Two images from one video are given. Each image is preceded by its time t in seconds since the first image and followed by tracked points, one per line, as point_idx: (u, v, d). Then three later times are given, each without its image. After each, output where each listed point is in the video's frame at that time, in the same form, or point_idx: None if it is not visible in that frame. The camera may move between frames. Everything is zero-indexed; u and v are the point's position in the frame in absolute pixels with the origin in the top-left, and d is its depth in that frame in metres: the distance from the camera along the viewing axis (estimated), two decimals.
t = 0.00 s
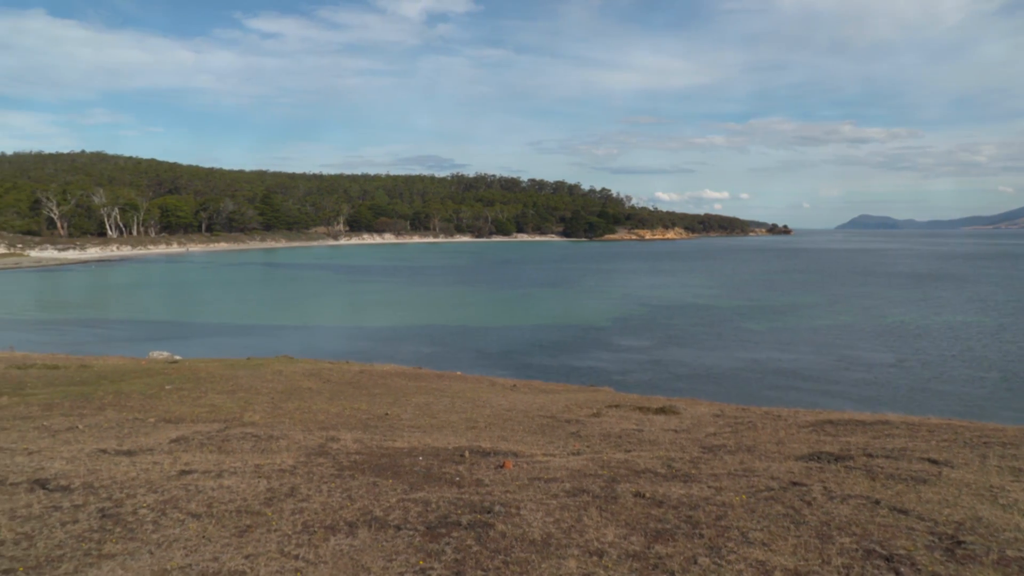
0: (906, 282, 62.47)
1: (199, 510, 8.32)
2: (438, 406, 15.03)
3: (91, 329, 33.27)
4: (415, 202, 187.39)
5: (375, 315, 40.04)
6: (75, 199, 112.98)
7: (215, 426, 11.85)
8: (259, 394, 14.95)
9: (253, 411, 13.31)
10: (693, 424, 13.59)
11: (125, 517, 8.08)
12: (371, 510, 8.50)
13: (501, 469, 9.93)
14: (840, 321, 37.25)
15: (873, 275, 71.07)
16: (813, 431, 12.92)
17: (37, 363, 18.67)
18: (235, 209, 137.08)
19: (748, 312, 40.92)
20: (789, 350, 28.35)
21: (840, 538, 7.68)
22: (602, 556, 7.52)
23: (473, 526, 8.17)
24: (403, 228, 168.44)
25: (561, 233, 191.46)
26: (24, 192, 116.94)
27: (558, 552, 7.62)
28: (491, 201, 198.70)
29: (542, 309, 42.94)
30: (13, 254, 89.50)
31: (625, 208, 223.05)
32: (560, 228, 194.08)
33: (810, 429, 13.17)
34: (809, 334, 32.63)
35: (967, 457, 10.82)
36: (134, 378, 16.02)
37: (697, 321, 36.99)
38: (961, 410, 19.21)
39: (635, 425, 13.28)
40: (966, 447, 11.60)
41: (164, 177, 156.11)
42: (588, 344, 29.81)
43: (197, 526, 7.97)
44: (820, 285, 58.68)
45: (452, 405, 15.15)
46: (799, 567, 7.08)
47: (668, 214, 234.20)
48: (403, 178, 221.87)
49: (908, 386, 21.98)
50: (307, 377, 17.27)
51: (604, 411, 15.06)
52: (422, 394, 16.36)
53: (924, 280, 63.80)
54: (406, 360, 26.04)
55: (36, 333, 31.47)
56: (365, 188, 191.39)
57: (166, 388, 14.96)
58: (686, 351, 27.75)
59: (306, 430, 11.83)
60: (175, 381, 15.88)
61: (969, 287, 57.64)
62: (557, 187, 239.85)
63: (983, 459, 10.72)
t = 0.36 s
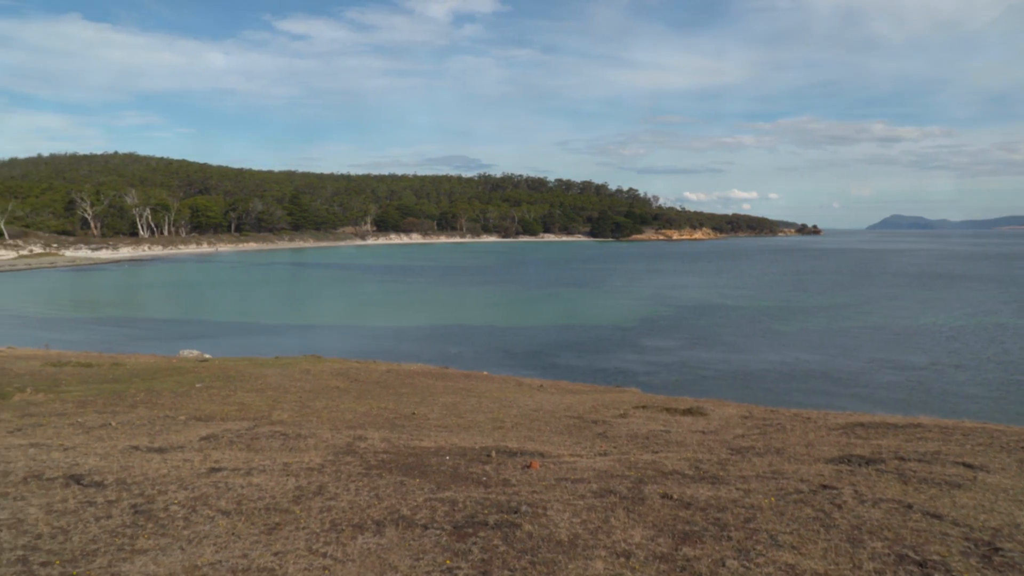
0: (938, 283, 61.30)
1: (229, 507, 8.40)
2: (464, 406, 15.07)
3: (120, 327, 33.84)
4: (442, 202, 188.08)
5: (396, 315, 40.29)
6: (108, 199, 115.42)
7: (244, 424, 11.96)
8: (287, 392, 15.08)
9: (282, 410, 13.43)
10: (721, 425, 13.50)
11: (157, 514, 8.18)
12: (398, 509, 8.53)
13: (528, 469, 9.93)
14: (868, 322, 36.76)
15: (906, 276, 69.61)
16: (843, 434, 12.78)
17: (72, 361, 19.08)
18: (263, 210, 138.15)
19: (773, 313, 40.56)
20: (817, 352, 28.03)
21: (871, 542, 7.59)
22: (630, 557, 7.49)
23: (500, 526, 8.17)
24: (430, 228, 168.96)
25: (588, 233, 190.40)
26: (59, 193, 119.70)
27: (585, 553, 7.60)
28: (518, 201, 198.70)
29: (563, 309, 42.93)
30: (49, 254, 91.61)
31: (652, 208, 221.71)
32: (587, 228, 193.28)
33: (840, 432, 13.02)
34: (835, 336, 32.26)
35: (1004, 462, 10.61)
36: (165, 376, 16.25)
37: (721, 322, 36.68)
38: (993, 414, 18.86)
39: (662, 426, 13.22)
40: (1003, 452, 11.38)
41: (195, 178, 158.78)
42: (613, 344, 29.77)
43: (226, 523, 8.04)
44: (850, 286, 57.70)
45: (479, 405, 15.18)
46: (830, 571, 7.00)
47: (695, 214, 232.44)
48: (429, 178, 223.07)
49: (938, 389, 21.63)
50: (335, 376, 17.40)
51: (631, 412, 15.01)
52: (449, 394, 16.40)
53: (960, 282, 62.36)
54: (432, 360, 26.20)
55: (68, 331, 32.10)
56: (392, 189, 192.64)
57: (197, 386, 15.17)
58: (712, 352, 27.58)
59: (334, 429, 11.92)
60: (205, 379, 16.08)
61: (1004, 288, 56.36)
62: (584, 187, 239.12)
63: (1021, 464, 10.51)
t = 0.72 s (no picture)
0: (972, 284, 60.05)
1: (257, 505, 8.48)
2: (491, 405, 15.10)
3: (149, 326, 34.35)
4: (469, 202, 188.64)
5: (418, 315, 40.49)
6: (140, 200, 117.67)
7: (273, 423, 12.07)
8: (314, 391, 15.23)
9: (310, 408, 13.55)
10: (749, 427, 13.40)
11: (187, 510, 8.27)
12: (425, 509, 8.55)
13: (555, 470, 9.92)
14: (896, 324, 36.20)
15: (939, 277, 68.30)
16: (874, 437, 12.62)
17: (106, 358, 19.48)
18: (292, 210, 140.72)
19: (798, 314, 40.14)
20: (845, 353, 27.69)
21: (904, 547, 7.48)
22: (657, 559, 7.46)
23: (526, 526, 8.17)
24: (457, 228, 169.39)
25: (615, 233, 189.76)
26: (92, 193, 122.32)
27: (612, 554, 7.58)
28: (544, 202, 198.61)
29: (585, 309, 42.87)
30: (82, 253, 93.54)
31: (679, 208, 220.26)
32: (614, 228, 192.46)
33: (870, 435, 12.86)
34: (861, 337, 31.84)
35: None
36: (195, 374, 16.50)
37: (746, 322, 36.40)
38: None
39: (690, 427, 13.15)
40: None
41: (224, 179, 161.17)
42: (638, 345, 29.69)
43: (255, 521, 8.11)
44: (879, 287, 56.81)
45: (505, 405, 15.20)
46: None
47: (722, 214, 230.54)
48: (456, 178, 224.09)
49: (970, 392, 21.25)
50: (361, 376, 17.51)
51: (658, 413, 14.95)
52: (475, 394, 16.44)
53: (994, 283, 61.05)
54: (458, 359, 26.36)
55: (99, 330, 32.66)
56: (419, 189, 193.60)
57: (225, 385, 15.37)
58: (738, 353, 27.39)
59: (361, 428, 12.00)
60: (233, 377, 16.28)
61: None
62: (611, 187, 238.33)
63: None
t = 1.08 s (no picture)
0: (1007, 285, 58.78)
1: (286, 502, 8.55)
2: (517, 406, 15.11)
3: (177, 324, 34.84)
4: (496, 202, 188.85)
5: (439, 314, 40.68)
6: (170, 201, 119.70)
7: (300, 421, 12.18)
8: (342, 390, 15.35)
9: (338, 407, 13.65)
10: (778, 429, 13.28)
11: (217, 507, 8.36)
12: (452, 508, 8.58)
13: (581, 470, 9.91)
14: (926, 326, 35.60)
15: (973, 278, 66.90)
16: (908, 441, 12.43)
17: (138, 357, 19.85)
18: (319, 210, 142.25)
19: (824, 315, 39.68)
20: (875, 355, 27.30)
21: (938, 553, 7.35)
22: (684, 561, 7.42)
23: (553, 527, 8.17)
24: (483, 228, 169.59)
25: (642, 233, 188.79)
26: (124, 193, 124.69)
27: (639, 555, 7.54)
28: (571, 201, 198.16)
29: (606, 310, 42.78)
30: (115, 252, 95.35)
31: (706, 208, 218.59)
32: (641, 228, 191.42)
33: (904, 438, 12.67)
34: (888, 339, 31.39)
35: None
36: (223, 373, 16.74)
37: (770, 323, 36.10)
38: None
39: (717, 429, 13.06)
40: None
41: (253, 180, 163.27)
42: (664, 345, 29.58)
43: (284, 518, 8.19)
44: (910, 288, 55.81)
45: (532, 405, 15.21)
46: None
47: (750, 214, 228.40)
48: (483, 178, 224.70)
49: (1003, 396, 20.82)
50: (388, 375, 17.62)
51: (685, 414, 14.88)
52: (501, 394, 16.46)
53: None
54: (483, 359, 26.49)
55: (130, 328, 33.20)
56: (446, 189, 194.31)
57: (255, 383, 15.55)
58: (765, 355, 27.17)
59: (388, 427, 12.07)
60: (262, 376, 16.47)
61: None
62: (638, 187, 237.26)
63: None
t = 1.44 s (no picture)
0: None
1: (314, 501, 8.61)
2: (544, 406, 15.12)
3: (204, 323, 35.26)
4: (522, 203, 188.89)
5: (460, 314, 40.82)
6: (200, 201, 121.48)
7: (328, 420, 12.29)
8: (369, 390, 15.45)
9: (366, 407, 13.75)
10: (807, 431, 13.15)
11: (246, 504, 8.44)
12: (479, 508, 8.60)
13: (608, 471, 9.89)
14: (957, 328, 34.96)
15: (1008, 279, 65.44)
16: (941, 445, 12.25)
17: (169, 355, 20.21)
18: (347, 210, 143.61)
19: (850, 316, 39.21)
20: (907, 358, 26.86)
21: (974, 560, 7.23)
22: (712, 563, 7.37)
23: (580, 527, 8.16)
24: (510, 228, 169.54)
25: (669, 233, 187.66)
26: (156, 194, 126.89)
27: (667, 557, 7.50)
28: (598, 201, 197.57)
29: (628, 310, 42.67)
30: (146, 251, 97.23)
31: (734, 208, 216.69)
32: (669, 228, 190.28)
33: (937, 442, 12.48)
34: (917, 341, 30.92)
35: None
36: (252, 372, 16.96)
37: (794, 325, 35.77)
38: None
39: (745, 430, 12.97)
40: None
41: (282, 180, 165.18)
42: (689, 346, 29.45)
43: (312, 516, 8.24)
44: (942, 290, 54.69)
45: (558, 406, 15.20)
46: None
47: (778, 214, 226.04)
48: (510, 178, 225.09)
49: None
50: (415, 375, 17.70)
51: (713, 415, 14.79)
52: (528, 394, 16.48)
53: None
54: (509, 359, 26.58)
55: (159, 326, 33.71)
56: (472, 189, 194.75)
57: (283, 382, 15.71)
58: (793, 356, 26.90)
59: (415, 426, 12.13)
60: (290, 375, 16.65)
61: None
62: (665, 187, 236.04)
63: None
